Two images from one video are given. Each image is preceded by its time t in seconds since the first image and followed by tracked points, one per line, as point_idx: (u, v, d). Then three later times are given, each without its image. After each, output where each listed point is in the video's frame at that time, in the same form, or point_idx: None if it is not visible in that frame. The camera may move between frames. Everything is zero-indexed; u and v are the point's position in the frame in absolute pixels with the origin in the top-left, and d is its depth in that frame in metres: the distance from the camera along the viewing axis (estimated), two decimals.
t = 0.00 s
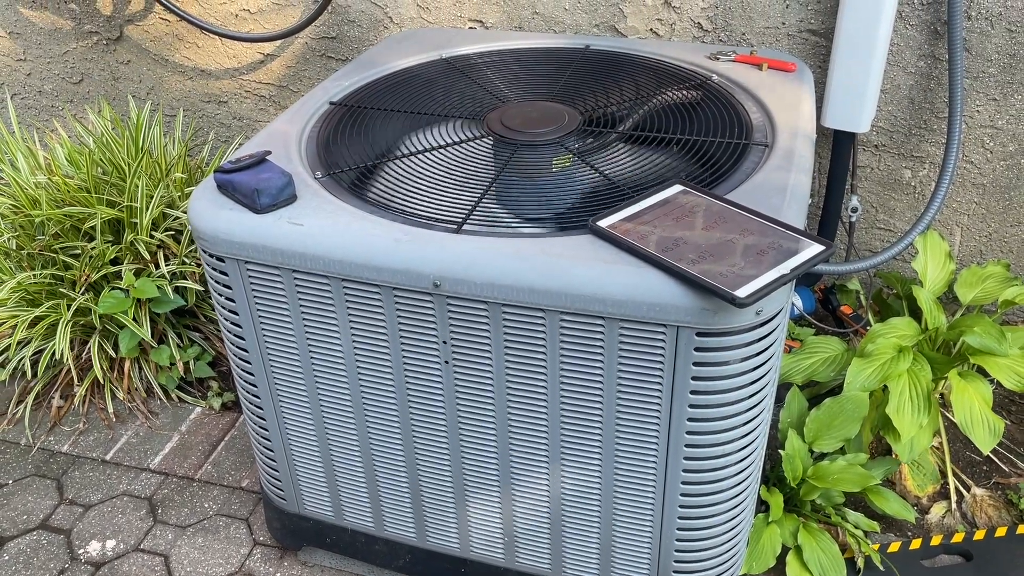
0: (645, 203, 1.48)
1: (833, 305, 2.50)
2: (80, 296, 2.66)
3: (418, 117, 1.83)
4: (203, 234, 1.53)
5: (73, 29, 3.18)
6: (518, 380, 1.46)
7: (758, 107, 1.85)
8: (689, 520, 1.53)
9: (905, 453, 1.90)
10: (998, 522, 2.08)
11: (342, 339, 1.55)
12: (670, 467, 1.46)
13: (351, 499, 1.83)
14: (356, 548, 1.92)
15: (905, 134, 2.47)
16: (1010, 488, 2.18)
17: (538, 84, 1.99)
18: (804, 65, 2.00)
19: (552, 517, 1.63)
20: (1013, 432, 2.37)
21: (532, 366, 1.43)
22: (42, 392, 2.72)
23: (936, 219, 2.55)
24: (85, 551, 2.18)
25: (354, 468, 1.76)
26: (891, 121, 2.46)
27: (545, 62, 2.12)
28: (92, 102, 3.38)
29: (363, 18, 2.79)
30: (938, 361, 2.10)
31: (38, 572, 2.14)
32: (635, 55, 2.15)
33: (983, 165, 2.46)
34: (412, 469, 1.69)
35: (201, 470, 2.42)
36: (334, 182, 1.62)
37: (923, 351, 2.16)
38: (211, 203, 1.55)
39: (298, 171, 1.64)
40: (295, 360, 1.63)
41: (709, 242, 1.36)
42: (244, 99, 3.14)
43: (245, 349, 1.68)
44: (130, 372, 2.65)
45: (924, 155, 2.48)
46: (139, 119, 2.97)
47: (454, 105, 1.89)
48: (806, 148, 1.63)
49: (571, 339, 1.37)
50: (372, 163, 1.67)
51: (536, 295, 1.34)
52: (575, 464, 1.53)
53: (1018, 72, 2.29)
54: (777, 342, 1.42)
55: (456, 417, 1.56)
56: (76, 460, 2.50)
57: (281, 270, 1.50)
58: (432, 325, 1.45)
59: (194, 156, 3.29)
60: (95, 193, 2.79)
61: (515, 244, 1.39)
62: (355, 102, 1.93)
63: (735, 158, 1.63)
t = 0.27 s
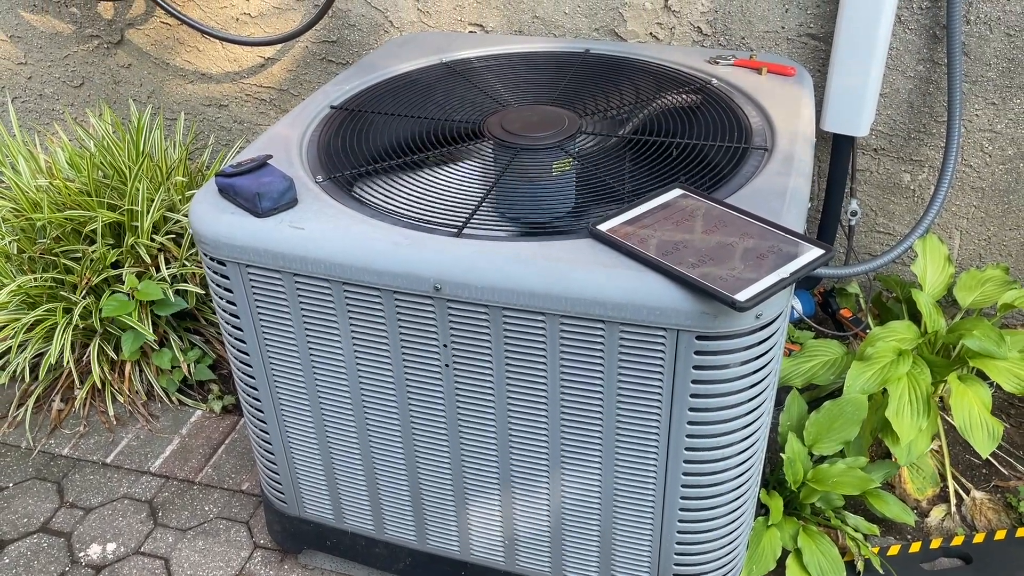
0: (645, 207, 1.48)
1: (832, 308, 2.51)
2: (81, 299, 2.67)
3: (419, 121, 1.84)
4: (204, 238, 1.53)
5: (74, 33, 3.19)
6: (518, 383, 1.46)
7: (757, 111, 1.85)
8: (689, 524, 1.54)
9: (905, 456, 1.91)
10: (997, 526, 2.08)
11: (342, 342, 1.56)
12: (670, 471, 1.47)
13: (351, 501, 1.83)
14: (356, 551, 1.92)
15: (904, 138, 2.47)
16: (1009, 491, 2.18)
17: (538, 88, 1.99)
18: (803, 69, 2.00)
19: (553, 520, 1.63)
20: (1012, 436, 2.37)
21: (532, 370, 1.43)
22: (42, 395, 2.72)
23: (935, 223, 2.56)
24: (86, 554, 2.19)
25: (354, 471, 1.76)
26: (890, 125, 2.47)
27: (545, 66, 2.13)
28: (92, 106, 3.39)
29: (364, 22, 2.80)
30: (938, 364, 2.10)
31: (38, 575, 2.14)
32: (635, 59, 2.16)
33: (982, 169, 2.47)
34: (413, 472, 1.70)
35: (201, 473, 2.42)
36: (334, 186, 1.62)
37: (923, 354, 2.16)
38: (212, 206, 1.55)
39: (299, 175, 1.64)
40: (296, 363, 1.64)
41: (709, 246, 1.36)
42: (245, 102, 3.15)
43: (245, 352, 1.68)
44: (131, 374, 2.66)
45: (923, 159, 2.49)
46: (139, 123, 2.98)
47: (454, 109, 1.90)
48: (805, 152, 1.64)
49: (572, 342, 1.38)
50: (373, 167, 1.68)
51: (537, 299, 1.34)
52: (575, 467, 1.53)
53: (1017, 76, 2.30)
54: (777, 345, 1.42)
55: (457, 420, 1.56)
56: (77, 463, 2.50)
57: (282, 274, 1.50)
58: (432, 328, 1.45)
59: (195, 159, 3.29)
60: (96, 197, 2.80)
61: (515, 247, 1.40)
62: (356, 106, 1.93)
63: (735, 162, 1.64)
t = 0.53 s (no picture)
0: (644, 213, 1.49)
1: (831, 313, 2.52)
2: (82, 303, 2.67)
3: (419, 127, 1.84)
4: (205, 243, 1.54)
5: (75, 38, 3.20)
6: (517, 388, 1.47)
7: (756, 118, 1.86)
8: (688, 529, 1.54)
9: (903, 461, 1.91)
10: (995, 530, 2.08)
11: (343, 348, 1.56)
12: (669, 476, 1.47)
13: (351, 506, 1.84)
14: (356, 555, 1.92)
15: (902, 143, 2.48)
16: (1007, 496, 2.19)
17: (538, 94, 2.00)
18: (802, 75, 2.01)
19: (552, 525, 1.63)
20: (1010, 440, 2.38)
21: (531, 375, 1.44)
22: (42, 399, 2.73)
23: (934, 228, 2.57)
24: (86, 558, 2.19)
25: (354, 476, 1.77)
26: (888, 130, 2.48)
27: (544, 72, 2.14)
28: (94, 110, 3.40)
29: (365, 27, 2.81)
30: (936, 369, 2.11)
31: None
32: (634, 65, 2.17)
33: (980, 174, 2.48)
34: (412, 477, 1.70)
35: (201, 478, 2.42)
36: (335, 191, 1.63)
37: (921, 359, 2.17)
38: (213, 212, 1.56)
39: (299, 181, 1.65)
40: (296, 368, 1.64)
41: (707, 251, 1.37)
42: (246, 107, 3.16)
43: (246, 357, 1.69)
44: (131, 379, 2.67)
45: (922, 164, 2.50)
46: (140, 128, 2.98)
47: (455, 114, 1.91)
48: (803, 158, 1.65)
49: (571, 348, 1.38)
50: (373, 173, 1.68)
51: (536, 305, 1.35)
52: (574, 472, 1.54)
53: (1015, 82, 2.31)
54: (775, 351, 1.43)
55: (457, 425, 1.57)
56: (77, 467, 2.50)
57: (283, 279, 1.51)
58: (432, 333, 1.46)
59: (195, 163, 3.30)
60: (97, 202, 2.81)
61: (515, 253, 1.40)
62: (356, 112, 1.94)
63: (733, 168, 1.64)
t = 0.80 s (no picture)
0: (643, 216, 1.49)
1: (830, 315, 2.52)
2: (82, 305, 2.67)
3: (418, 129, 1.85)
4: (205, 245, 1.54)
5: (77, 40, 3.21)
6: (517, 391, 1.47)
7: (755, 121, 1.86)
8: (687, 531, 1.54)
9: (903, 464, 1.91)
10: (995, 534, 2.08)
11: (342, 350, 1.56)
12: (668, 478, 1.47)
13: (350, 508, 1.84)
14: (356, 557, 1.92)
15: (902, 146, 2.49)
16: (1007, 499, 2.19)
17: (538, 97, 2.01)
18: (801, 78, 2.02)
19: (551, 527, 1.63)
20: (1010, 443, 2.38)
21: (531, 377, 1.44)
22: (43, 401, 2.73)
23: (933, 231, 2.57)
24: (86, 560, 2.19)
25: (354, 478, 1.77)
26: (888, 133, 2.48)
27: (544, 75, 2.14)
28: (94, 112, 3.41)
29: (365, 30, 2.82)
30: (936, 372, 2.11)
31: None
32: (634, 68, 2.17)
33: (980, 177, 2.48)
34: (412, 479, 1.70)
35: (202, 480, 2.42)
36: (335, 194, 1.64)
37: (921, 362, 2.17)
38: (213, 214, 1.56)
39: (299, 183, 1.65)
40: (296, 370, 1.65)
41: (706, 254, 1.37)
42: (246, 109, 3.16)
43: (246, 359, 1.69)
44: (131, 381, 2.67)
45: (921, 167, 2.50)
46: (141, 130, 2.99)
47: (455, 117, 1.91)
48: (802, 161, 1.65)
49: (570, 350, 1.38)
50: (373, 175, 1.69)
51: (535, 307, 1.35)
52: (573, 474, 1.54)
53: (1014, 86, 2.31)
54: (775, 353, 1.43)
55: (456, 427, 1.57)
56: (77, 469, 2.51)
57: (283, 281, 1.51)
58: (432, 336, 1.46)
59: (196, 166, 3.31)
60: (98, 204, 2.81)
61: (515, 255, 1.41)
62: (356, 114, 1.95)
63: (732, 171, 1.65)
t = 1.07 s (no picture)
0: (645, 217, 1.49)
1: (832, 317, 2.52)
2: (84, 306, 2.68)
3: (420, 131, 1.85)
4: (207, 245, 1.55)
5: (79, 42, 3.22)
6: (518, 391, 1.47)
7: (757, 123, 1.87)
8: (688, 532, 1.54)
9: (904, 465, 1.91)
10: (996, 536, 2.08)
11: (344, 350, 1.57)
12: (669, 478, 1.48)
13: (352, 508, 1.84)
14: (357, 558, 1.93)
15: (903, 148, 2.49)
16: (1008, 501, 2.19)
17: (540, 98, 2.01)
18: (803, 80, 2.02)
19: (552, 527, 1.64)
20: (1012, 445, 2.37)
21: (532, 378, 1.44)
22: (45, 401, 2.74)
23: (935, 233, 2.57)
24: (88, 560, 2.19)
25: (356, 478, 1.77)
26: (889, 135, 2.48)
27: (546, 77, 2.15)
28: (97, 113, 3.41)
29: (367, 32, 2.82)
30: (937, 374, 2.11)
31: None
32: (636, 70, 2.18)
33: (981, 180, 2.48)
34: (413, 479, 1.70)
35: (203, 480, 2.43)
36: (337, 195, 1.64)
37: (922, 364, 2.17)
38: (215, 214, 1.57)
39: (302, 184, 1.66)
40: (298, 370, 1.65)
41: (708, 255, 1.37)
42: (249, 111, 3.17)
43: (248, 359, 1.70)
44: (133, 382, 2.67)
45: (923, 169, 2.50)
46: (143, 131, 2.99)
47: (457, 118, 1.91)
48: (804, 162, 1.65)
49: (572, 351, 1.39)
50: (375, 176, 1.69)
51: (537, 307, 1.36)
52: (575, 475, 1.54)
53: (1016, 88, 2.31)
54: (776, 354, 1.43)
55: (457, 427, 1.57)
56: (79, 469, 2.51)
57: (285, 282, 1.52)
58: (434, 336, 1.46)
59: (198, 167, 3.32)
60: (100, 205, 2.82)
61: (516, 256, 1.41)
62: (358, 116, 1.95)
63: (734, 173, 1.65)
